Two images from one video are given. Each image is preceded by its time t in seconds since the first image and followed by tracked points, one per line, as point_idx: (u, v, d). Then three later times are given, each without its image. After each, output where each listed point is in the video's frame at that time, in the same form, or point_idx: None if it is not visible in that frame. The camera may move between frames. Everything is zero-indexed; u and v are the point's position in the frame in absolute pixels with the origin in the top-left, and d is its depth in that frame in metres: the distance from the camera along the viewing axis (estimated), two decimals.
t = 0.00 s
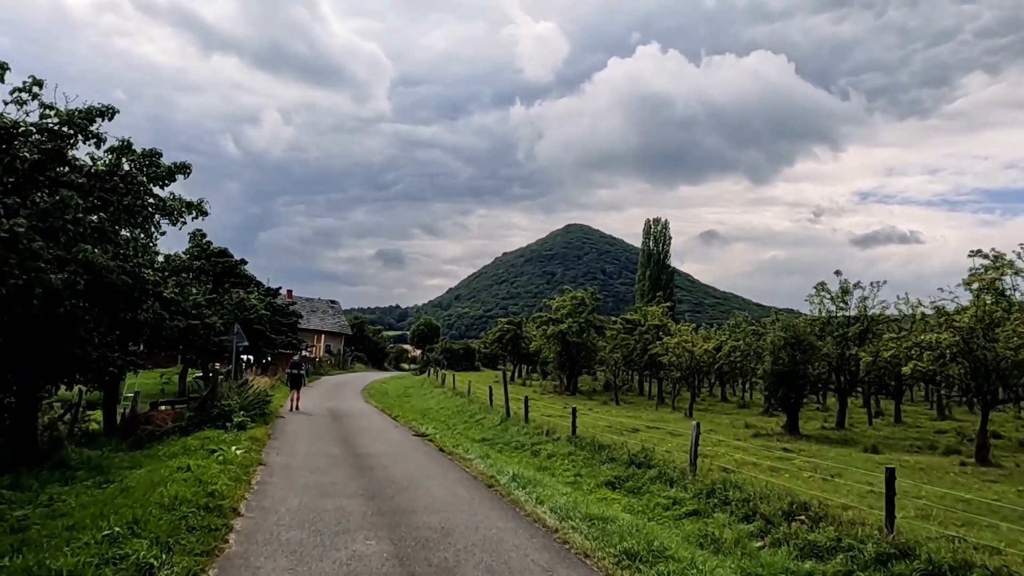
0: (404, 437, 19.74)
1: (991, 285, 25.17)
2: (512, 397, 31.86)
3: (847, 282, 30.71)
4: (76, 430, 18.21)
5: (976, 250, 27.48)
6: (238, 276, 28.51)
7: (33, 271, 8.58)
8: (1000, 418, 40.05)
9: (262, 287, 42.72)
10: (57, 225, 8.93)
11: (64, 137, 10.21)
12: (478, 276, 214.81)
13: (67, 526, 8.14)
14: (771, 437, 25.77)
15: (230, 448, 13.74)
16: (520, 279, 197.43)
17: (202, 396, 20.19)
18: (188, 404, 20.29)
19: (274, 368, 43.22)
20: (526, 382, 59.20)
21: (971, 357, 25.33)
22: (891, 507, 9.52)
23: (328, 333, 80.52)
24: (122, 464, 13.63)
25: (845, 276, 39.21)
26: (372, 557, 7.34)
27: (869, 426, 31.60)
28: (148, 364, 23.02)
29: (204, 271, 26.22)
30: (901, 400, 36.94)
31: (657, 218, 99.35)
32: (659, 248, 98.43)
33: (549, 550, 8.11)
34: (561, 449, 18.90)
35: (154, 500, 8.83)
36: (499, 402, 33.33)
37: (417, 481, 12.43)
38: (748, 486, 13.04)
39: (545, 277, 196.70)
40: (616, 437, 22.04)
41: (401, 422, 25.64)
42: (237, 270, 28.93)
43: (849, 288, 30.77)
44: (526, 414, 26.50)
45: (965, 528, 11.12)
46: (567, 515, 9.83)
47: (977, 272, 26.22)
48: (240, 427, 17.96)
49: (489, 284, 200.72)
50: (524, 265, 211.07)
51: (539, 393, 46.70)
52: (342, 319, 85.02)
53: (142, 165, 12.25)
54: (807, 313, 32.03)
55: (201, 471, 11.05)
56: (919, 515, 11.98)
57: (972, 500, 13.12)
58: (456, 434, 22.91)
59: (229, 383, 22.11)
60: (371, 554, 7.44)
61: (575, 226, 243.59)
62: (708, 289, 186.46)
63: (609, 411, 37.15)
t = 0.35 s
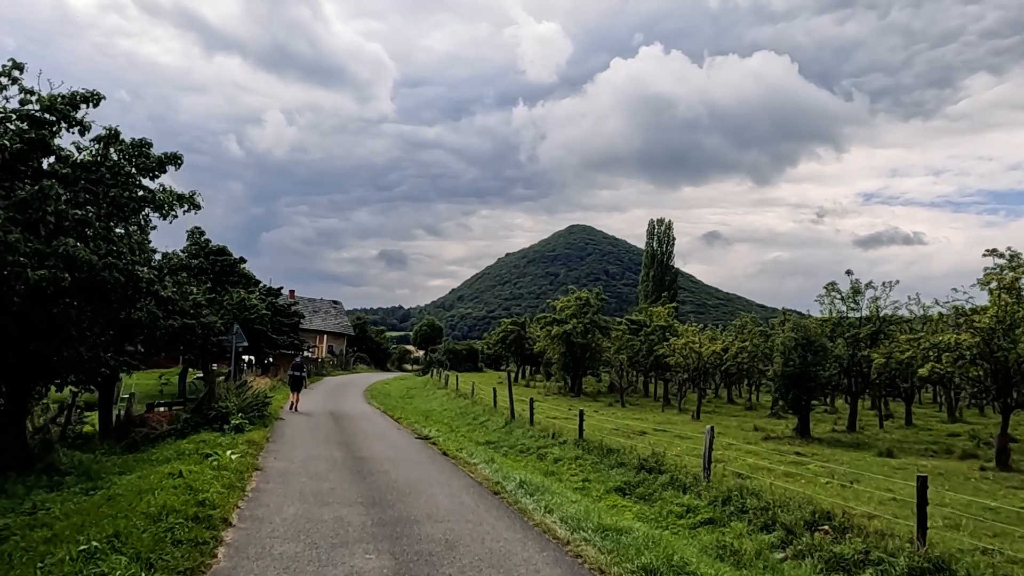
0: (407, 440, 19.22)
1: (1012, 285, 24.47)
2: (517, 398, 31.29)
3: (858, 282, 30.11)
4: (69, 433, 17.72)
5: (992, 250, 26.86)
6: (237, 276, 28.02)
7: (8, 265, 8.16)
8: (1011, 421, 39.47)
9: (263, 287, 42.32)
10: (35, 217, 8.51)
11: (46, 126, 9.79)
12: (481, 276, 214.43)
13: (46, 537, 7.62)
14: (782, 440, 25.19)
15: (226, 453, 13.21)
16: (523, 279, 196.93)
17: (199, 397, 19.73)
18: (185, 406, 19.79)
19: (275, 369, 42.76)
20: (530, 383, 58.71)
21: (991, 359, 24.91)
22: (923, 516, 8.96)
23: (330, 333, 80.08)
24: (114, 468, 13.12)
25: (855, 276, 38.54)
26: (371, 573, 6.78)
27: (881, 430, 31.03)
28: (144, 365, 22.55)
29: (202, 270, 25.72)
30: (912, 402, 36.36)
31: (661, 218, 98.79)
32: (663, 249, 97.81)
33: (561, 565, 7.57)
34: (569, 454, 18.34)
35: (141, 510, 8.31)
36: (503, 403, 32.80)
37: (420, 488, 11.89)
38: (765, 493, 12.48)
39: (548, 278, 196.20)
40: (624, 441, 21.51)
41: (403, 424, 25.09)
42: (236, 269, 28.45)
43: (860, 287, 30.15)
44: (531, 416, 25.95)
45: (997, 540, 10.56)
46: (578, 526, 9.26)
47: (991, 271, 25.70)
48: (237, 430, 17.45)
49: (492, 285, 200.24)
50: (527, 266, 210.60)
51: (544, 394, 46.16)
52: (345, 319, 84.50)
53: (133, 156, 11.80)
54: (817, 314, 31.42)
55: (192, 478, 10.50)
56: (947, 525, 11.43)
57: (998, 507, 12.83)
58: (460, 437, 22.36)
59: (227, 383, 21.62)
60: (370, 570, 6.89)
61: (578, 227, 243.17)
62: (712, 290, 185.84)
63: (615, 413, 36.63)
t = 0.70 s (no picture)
0: (410, 443, 18.66)
1: None
2: (521, 399, 30.74)
3: (869, 280, 29.52)
4: (62, 435, 17.15)
5: (1008, 248, 26.29)
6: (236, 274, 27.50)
7: None
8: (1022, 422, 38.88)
9: (263, 285, 41.76)
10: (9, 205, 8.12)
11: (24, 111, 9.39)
12: (483, 276, 213.94)
13: (21, 553, 7.06)
14: (794, 442, 24.62)
15: (222, 457, 12.64)
16: (525, 279, 196.39)
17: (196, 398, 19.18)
18: (181, 407, 19.22)
19: (276, 369, 42.21)
20: (533, 383, 58.16)
21: (1014, 359, 24.19)
22: (962, 529, 8.40)
23: (331, 332, 79.54)
24: (104, 473, 12.55)
25: (865, 274, 37.93)
26: None
27: (893, 431, 30.47)
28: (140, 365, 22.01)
29: (200, 268, 25.18)
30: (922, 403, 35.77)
31: (663, 217, 98.24)
32: (665, 249, 97.29)
33: None
34: (576, 457, 17.79)
35: (127, 522, 7.75)
36: (507, 404, 32.26)
37: (425, 495, 11.33)
38: (786, 500, 11.91)
39: (549, 277, 195.62)
40: (632, 443, 20.95)
41: (406, 426, 24.51)
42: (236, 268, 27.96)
43: (872, 286, 29.53)
44: (536, 418, 25.40)
45: None
46: (594, 538, 8.69)
47: (1007, 270, 25.12)
48: (235, 432, 16.89)
49: (494, 284, 199.66)
50: (529, 265, 210.06)
51: (547, 395, 45.58)
52: (346, 318, 83.95)
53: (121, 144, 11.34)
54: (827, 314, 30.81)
55: (184, 485, 9.93)
56: (980, 535, 10.86)
57: None
58: (465, 439, 21.82)
59: (225, 383, 21.06)
60: None
61: (579, 226, 242.64)
62: (714, 290, 185.26)
63: (620, 414, 36.05)
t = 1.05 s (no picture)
0: (411, 447, 18.08)
1: None
2: (523, 402, 30.19)
3: (877, 280, 29.01)
4: (50, 440, 16.59)
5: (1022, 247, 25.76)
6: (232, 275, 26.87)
7: None
8: None
9: (261, 287, 41.21)
10: None
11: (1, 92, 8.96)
12: (481, 279, 213.55)
13: None
14: (803, 445, 24.09)
15: (215, 462, 12.07)
16: (523, 282, 195.91)
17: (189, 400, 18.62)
18: (175, 410, 18.64)
19: (273, 371, 41.60)
20: (533, 386, 57.58)
21: None
22: (1006, 539, 7.84)
23: (330, 335, 78.97)
24: (91, 479, 11.98)
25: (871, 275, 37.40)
26: None
27: (901, 434, 29.99)
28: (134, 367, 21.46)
29: (194, 267, 24.59)
30: (930, 406, 35.24)
31: (661, 219, 97.85)
32: (664, 251, 96.85)
33: None
34: (583, 461, 17.24)
35: (109, 534, 7.18)
36: (508, 407, 31.70)
37: (428, 502, 10.77)
38: (807, 505, 11.36)
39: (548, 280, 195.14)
40: (639, 447, 20.39)
41: (406, 429, 23.93)
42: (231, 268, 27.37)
43: (880, 286, 29.02)
44: (539, 421, 24.84)
45: None
46: (612, 549, 8.12)
47: (1021, 269, 24.60)
48: (230, 436, 16.31)
49: (492, 287, 199.12)
50: (527, 268, 209.58)
51: (548, 398, 45.00)
52: (345, 321, 83.38)
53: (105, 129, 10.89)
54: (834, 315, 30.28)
55: (174, 492, 9.37)
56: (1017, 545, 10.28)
57: None
58: (467, 442, 21.29)
59: (220, 386, 20.49)
60: None
61: (578, 229, 242.30)
62: (713, 293, 184.87)
63: (623, 417, 35.52)
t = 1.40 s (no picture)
0: (415, 455, 17.50)
1: None
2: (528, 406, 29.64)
3: (889, 281, 28.44)
4: (41, 449, 16.04)
5: None
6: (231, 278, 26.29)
7: None
8: None
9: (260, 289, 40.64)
10: None
11: None
12: (482, 281, 213.14)
13: None
14: (816, 451, 23.51)
15: (211, 475, 11.50)
16: (524, 283, 195.41)
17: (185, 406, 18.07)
18: (171, 417, 18.06)
19: (273, 375, 41.02)
20: (536, 389, 57.01)
21: None
22: None
23: (330, 338, 78.41)
24: (82, 493, 11.41)
25: (882, 275, 36.86)
26: None
27: (914, 438, 29.46)
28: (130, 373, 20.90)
29: (192, 269, 23.99)
30: (941, 409, 34.66)
31: (663, 221, 97.33)
32: (666, 252, 96.31)
33: None
34: (594, 469, 16.68)
35: (94, 561, 6.59)
36: (513, 411, 31.18)
37: (436, 518, 10.17)
38: (835, 519, 10.79)
39: (549, 281, 194.67)
40: (650, 453, 19.83)
41: (410, 435, 23.36)
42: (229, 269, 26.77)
43: (892, 288, 28.44)
44: (546, 426, 24.28)
45: None
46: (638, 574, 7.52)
47: None
48: (228, 444, 15.76)
49: (493, 289, 198.61)
50: (528, 270, 209.07)
51: (552, 401, 44.45)
52: (346, 323, 82.81)
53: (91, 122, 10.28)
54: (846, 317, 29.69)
55: (166, 510, 8.78)
56: None
57: None
58: (472, 449, 20.74)
59: (219, 391, 19.94)
60: None
61: (578, 230, 241.78)
62: (714, 294, 184.32)
63: (629, 421, 34.95)
